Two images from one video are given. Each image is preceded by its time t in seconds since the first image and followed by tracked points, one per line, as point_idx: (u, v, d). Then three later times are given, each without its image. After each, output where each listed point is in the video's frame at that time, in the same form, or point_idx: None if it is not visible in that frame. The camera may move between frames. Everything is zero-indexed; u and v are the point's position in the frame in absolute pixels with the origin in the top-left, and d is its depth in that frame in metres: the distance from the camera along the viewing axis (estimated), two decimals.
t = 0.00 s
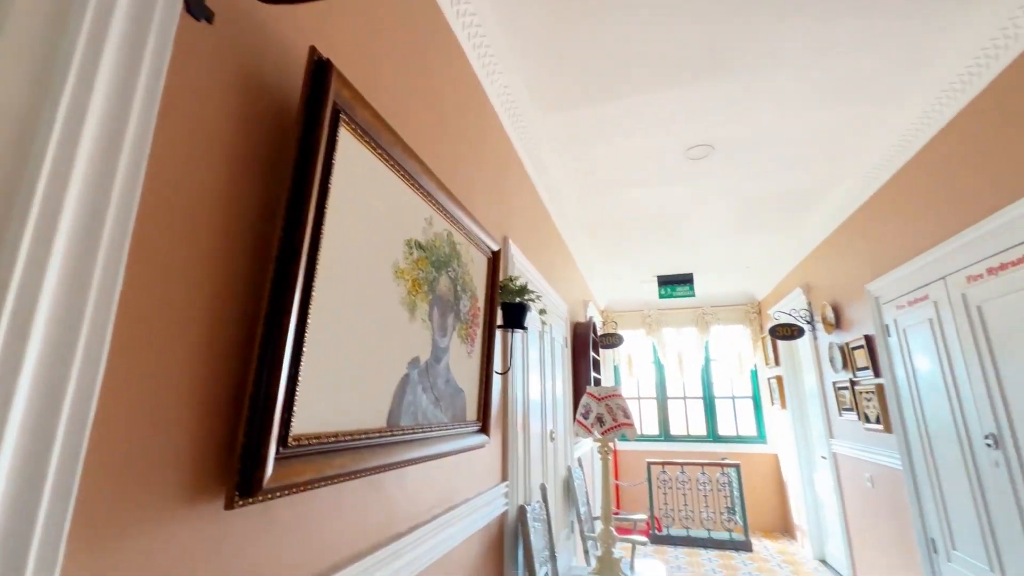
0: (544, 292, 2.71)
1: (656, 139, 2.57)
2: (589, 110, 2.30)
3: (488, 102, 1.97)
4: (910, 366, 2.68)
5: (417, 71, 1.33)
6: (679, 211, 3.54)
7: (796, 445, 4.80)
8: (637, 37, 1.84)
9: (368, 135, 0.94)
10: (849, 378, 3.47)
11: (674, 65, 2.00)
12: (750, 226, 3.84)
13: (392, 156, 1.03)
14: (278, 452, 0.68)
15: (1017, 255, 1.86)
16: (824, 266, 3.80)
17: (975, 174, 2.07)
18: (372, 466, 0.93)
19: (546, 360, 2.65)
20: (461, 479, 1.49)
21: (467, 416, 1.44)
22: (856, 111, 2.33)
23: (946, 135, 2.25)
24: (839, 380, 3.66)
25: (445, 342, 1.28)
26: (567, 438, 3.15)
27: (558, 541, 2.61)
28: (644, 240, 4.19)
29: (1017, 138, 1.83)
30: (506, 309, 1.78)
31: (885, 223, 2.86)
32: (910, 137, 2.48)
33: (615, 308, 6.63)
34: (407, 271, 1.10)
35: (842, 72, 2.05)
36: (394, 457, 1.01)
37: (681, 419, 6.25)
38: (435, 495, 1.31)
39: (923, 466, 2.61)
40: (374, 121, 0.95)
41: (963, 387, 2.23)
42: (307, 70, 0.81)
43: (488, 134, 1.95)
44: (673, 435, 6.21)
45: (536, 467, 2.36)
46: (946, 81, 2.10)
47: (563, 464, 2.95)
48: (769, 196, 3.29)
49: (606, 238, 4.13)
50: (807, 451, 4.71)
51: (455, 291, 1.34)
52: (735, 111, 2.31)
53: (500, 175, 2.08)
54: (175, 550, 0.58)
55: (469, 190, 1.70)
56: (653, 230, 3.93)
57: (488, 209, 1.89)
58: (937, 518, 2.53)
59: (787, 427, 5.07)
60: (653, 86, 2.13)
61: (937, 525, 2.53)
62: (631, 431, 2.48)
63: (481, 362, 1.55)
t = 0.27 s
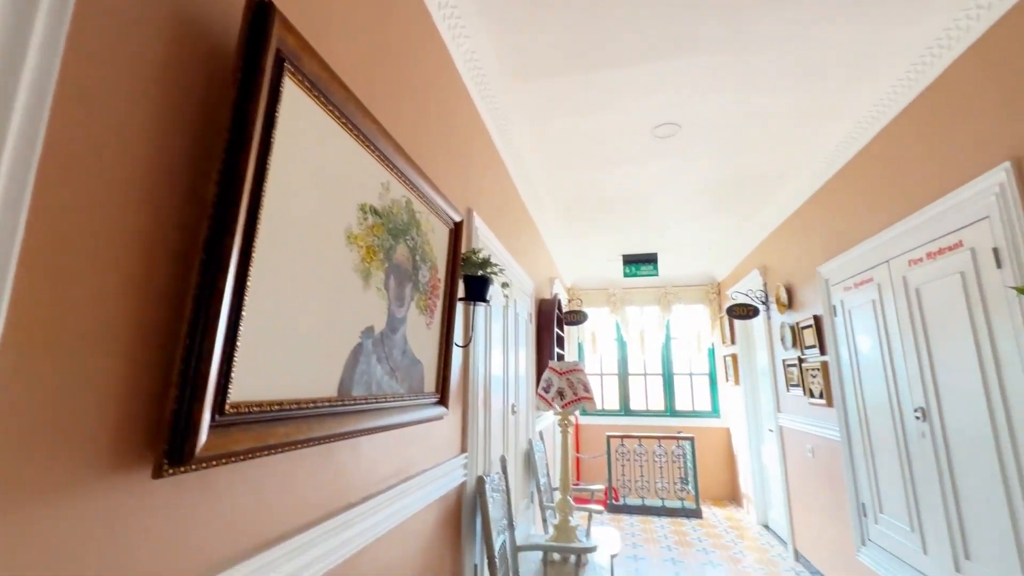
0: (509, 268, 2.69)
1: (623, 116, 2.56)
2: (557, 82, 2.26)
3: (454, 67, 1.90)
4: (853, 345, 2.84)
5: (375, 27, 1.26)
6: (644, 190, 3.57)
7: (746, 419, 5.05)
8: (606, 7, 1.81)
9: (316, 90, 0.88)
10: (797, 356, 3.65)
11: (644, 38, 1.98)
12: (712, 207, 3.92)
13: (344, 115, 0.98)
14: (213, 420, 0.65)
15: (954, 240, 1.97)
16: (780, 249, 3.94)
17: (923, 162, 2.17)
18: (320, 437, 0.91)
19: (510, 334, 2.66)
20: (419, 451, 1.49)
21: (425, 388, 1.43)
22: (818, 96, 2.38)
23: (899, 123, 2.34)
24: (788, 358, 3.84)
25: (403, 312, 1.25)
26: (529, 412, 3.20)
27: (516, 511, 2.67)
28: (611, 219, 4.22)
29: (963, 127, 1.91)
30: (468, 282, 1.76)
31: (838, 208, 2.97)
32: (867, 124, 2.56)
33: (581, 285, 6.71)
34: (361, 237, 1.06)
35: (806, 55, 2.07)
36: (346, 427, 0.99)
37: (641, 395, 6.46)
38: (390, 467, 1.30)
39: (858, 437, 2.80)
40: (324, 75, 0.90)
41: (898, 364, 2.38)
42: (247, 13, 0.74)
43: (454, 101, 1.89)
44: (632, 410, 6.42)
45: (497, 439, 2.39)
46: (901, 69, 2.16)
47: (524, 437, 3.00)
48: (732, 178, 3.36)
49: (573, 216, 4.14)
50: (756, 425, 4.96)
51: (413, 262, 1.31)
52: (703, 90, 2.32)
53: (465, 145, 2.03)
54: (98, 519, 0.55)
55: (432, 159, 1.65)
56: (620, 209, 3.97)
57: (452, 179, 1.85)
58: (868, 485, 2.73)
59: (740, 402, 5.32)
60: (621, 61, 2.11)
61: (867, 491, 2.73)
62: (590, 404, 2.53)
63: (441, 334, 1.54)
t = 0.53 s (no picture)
0: (476, 239, 2.65)
1: (595, 87, 2.52)
2: (528, 48, 2.19)
3: (419, 26, 1.81)
4: (806, 321, 2.96)
5: None
6: (614, 165, 3.56)
7: (705, 393, 5.25)
8: None
9: (260, 34, 0.81)
10: (755, 332, 3.79)
11: (616, 6, 1.94)
12: (680, 185, 3.96)
13: (293, 65, 0.91)
14: (145, 386, 0.61)
15: (904, 221, 2.04)
16: (744, 228, 4.03)
17: (880, 144, 2.23)
18: (268, 404, 0.87)
19: (476, 306, 2.64)
20: (379, 421, 1.47)
21: (384, 358, 1.40)
22: (785, 74, 2.40)
23: (860, 105, 2.39)
24: (747, 334, 3.98)
25: (360, 279, 1.21)
26: (496, 385, 3.22)
27: (480, 481, 2.70)
28: (581, 194, 4.22)
29: (919, 110, 1.97)
30: (432, 251, 1.72)
31: (799, 189, 3.05)
32: (831, 106, 2.61)
33: (551, 261, 6.73)
34: (314, 199, 1.00)
35: (776, 31, 2.07)
36: (298, 395, 0.96)
37: (606, 369, 6.61)
38: (347, 436, 1.28)
39: (807, 409, 2.95)
40: (269, 19, 0.83)
41: (847, 340, 2.50)
42: None
43: (419, 61, 1.81)
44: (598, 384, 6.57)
45: (461, 410, 2.39)
46: (865, 52, 2.20)
47: (490, 409, 3.03)
48: (700, 156, 3.39)
49: (544, 190, 4.10)
50: (714, 398, 5.17)
51: (372, 228, 1.26)
52: (674, 63, 2.30)
53: (432, 109, 1.95)
54: (1, 502, 0.51)
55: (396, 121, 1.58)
56: (590, 184, 3.96)
57: (417, 144, 1.78)
58: (813, 453, 2.89)
59: (700, 376, 5.51)
60: (593, 28, 2.06)
61: (812, 458, 2.90)
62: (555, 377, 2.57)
63: (402, 303, 1.50)
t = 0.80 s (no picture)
0: (449, 211, 2.59)
1: (572, 56, 2.45)
2: (503, 11, 2.10)
3: None
4: (773, 298, 3.03)
5: None
6: (591, 139, 3.52)
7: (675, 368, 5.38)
8: None
9: None
10: (724, 308, 3.87)
11: None
12: (656, 161, 3.95)
13: (241, 8, 0.84)
14: (69, 351, 0.57)
15: (869, 199, 2.08)
16: (717, 206, 4.06)
17: (850, 123, 2.25)
18: (217, 373, 0.83)
19: (447, 280, 2.60)
20: (344, 393, 1.43)
21: (349, 328, 1.36)
22: (762, 49, 2.38)
23: (833, 83, 2.40)
24: (716, 310, 4.07)
25: (321, 246, 1.16)
26: (468, 359, 3.20)
27: (451, 454, 2.71)
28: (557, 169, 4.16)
29: (889, 89, 1.98)
30: (401, 220, 1.66)
31: (771, 167, 3.08)
32: (805, 83, 2.61)
33: (526, 237, 6.69)
34: (268, 157, 0.94)
35: (755, 3, 2.04)
36: (253, 364, 0.92)
37: (579, 345, 6.68)
38: (309, 408, 1.24)
39: (770, 382, 3.05)
40: None
41: (810, 315, 2.57)
42: None
43: (386, 18, 1.71)
44: (571, 359, 6.65)
45: (432, 384, 2.37)
46: (841, 28, 2.19)
47: (462, 383, 3.02)
48: (676, 132, 3.37)
49: (519, 163, 4.03)
50: (682, 373, 5.30)
51: (334, 193, 1.20)
52: (652, 33, 2.25)
53: (401, 72, 1.86)
54: None
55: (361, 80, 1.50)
56: (566, 158, 3.90)
57: (385, 107, 1.70)
58: (774, 424, 3.00)
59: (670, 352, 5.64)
60: None
61: (773, 429, 3.01)
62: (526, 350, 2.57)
63: (368, 272, 1.45)
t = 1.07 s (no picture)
0: (426, 184, 2.52)
1: (553, 24, 2.37)
2: None
3: None
4: (749, 276, 3.06)
5: None
6: (573, 114, 3.45)
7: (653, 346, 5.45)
8: None
9: None
10: (701, 287, 3.91)
11: None
12: (638, 138, 3.91)
13: None
14: None
15: (846, 177, 2.09)
16: (698, 185, 4.06)
17: (829, 100, 2.24)
18: (166, 341, 0.78)
19: (425, 255, 2.55)
20: (314, 367, 1.40)
21: (317, 300, 1.31)
22: (746, 22, 2.34)
23: (815, 58, 2.38)
24: (694, 289, 4.11)
25: (284, 212, 1.10)
26: (447, 335, 3.18)
27: (429, 430, 2.70)
28: (538, 144, 4.09)
29: (869, 64, 1.97)
30: (373, 190, 1.60)
31: (751, 145, 3.07)
32: (787, 59, 2.59)
33: (508, 215, 6.62)
34: (221, 113, 0.88)
35: None
36: (209, 334, 0.88)
37: (560, 323, 6.71)
38: (276, 381, 1.21)
39: (744, 359, 3.11)
40: None
41: (785, 293, 2.61)
42: None
43: None
44: (552, 337, 6.69)
45: (409, 360, 2.34)
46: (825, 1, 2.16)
47: (440, 359, 3.00)
48: (658, 108, 3.33)
49: (500, 138, 3.95)
50: (660, 350, 5.38)
51: (298, 156, 1.14)
52: (636, 3, 2.19)
53: (373, 34, 1.77)
54: None
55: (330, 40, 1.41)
56: (548, 133, 3.84)
57: (356, 71, 1.61)
58: (746, 399, 3.07)
59: (649, 330, 5.71)
60: None
61: (746, 404, 3.09)
62: (504, 326, 2.55)
63: (338, 243, 1.40)
